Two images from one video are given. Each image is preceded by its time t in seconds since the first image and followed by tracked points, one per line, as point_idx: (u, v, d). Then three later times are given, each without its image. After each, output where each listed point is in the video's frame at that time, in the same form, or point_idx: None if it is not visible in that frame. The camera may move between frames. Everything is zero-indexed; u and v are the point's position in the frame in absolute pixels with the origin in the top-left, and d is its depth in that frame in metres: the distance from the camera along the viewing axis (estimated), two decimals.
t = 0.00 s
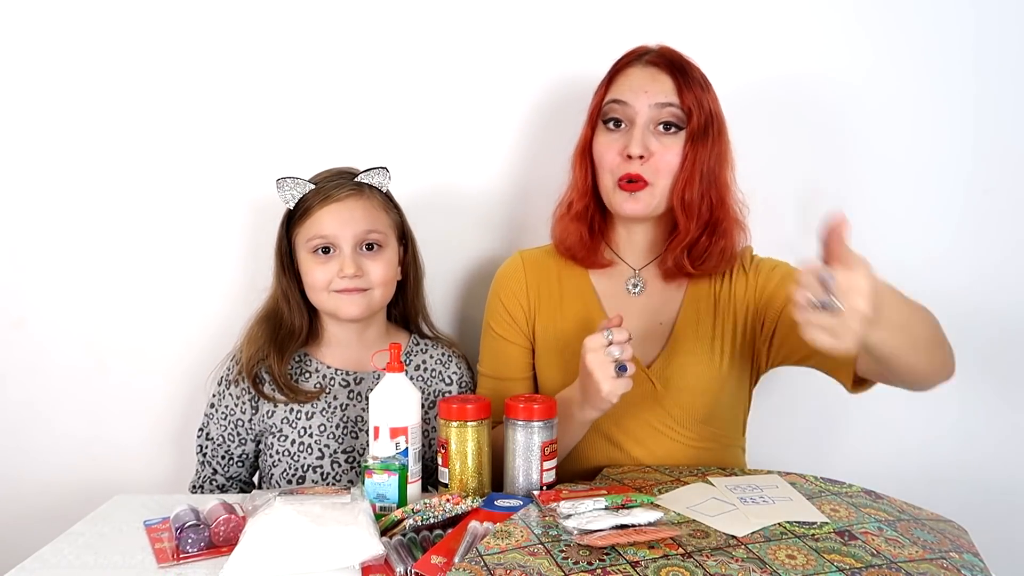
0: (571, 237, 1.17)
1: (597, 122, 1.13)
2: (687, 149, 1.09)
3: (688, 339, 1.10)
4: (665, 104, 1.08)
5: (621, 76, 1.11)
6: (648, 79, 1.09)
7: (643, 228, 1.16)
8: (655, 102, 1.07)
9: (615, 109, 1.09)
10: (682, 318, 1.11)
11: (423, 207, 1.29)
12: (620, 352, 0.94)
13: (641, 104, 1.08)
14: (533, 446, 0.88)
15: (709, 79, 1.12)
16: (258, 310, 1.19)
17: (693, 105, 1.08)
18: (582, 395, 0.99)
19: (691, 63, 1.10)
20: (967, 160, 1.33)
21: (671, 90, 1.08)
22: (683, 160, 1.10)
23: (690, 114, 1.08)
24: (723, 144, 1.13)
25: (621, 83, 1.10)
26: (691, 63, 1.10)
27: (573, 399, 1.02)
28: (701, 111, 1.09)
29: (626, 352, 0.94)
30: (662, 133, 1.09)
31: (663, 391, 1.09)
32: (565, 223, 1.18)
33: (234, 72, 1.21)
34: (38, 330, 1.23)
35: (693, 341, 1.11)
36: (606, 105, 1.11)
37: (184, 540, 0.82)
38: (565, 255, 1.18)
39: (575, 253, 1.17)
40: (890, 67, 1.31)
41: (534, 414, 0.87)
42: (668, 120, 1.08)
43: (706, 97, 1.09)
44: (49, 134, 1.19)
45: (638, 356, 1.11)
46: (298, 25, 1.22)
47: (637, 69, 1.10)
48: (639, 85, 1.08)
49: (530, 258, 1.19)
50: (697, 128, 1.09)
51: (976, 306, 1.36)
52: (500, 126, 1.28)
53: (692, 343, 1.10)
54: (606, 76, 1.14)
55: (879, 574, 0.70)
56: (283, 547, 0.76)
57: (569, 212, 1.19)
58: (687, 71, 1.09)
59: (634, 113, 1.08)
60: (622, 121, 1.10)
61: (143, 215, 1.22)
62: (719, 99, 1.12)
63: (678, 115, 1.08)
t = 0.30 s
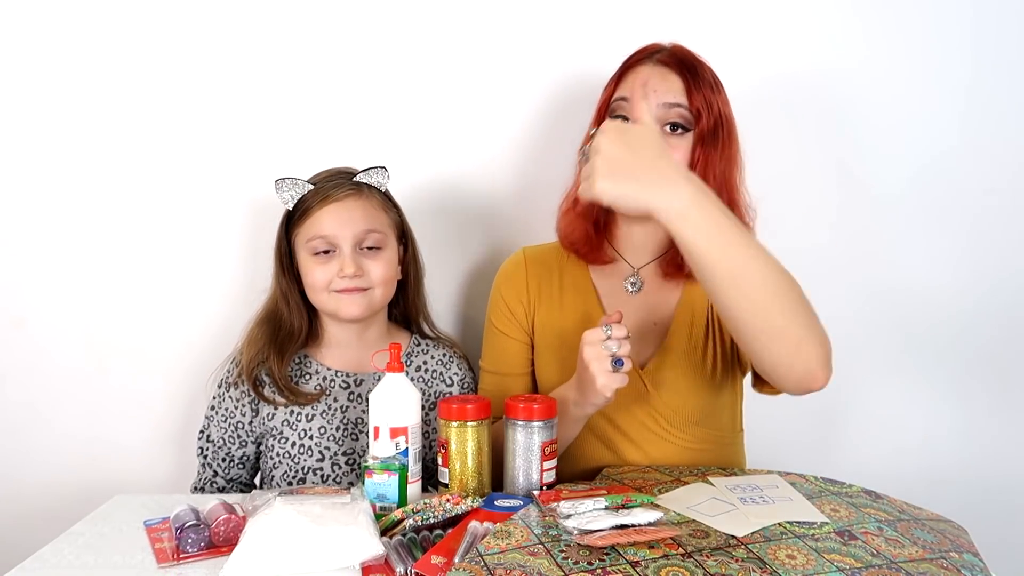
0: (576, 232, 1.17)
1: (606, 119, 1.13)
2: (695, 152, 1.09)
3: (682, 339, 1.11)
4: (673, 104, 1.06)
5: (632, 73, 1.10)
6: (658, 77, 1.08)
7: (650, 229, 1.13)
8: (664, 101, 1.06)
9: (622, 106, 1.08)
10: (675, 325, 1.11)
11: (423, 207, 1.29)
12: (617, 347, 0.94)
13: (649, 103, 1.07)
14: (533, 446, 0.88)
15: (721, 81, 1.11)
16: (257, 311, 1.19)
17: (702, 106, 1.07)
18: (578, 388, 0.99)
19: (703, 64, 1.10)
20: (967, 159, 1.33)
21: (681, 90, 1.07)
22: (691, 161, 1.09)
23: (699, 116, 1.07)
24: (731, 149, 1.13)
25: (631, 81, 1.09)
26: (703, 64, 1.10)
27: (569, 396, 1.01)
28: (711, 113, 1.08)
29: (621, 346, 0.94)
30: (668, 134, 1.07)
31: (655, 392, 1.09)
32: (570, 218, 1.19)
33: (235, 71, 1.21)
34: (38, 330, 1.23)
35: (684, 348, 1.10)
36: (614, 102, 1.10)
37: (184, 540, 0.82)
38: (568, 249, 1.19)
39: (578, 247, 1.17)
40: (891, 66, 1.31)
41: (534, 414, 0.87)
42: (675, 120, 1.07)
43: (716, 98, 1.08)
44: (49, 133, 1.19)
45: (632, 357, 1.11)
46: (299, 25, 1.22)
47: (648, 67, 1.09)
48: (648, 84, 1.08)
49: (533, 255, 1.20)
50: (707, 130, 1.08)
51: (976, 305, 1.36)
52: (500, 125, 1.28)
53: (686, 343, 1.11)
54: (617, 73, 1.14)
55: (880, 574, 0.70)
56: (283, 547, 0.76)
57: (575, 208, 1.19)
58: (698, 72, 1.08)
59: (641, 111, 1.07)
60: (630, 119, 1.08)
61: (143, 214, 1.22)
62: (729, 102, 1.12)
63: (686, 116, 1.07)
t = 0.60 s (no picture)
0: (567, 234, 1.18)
1: (596, 122, 1.13)
2: (685, 157, 1.09)
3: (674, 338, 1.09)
4: (663, 109, 1.07)
5: (623, 77, 1.10)
6: (648, 81, 1.08)
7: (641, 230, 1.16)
8: (654, 107, 1.07)
9: (613, 111, 1.09)
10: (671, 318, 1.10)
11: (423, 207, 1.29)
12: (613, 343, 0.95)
13: (638, 108, 1.07)
14: (533, 446, 0.88)
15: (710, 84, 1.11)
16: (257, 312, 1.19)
17: (692, 110, 1.08)
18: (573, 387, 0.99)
19: (693, 67, 1.09)
20: (966, 160, 1.33)
21: (671, 95, 1.07)
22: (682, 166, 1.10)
23: (689, 120, 1.08)
24: (723, 150, 1.12)
25: (621, 85, 1.10)
26: (693, 67, 1.10)
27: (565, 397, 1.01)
28: (701, 117, 1.08)
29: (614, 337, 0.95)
30: (659, 138, 1.09)
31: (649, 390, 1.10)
32: (559, 220, 1.19)
33: (235, 72, 1.21)
34: (38, 329, 1.23)
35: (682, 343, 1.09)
36: (604, 106, 1.11)
37: (184, 540, 0.82)
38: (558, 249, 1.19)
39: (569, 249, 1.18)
40: (890, 67, 1.31)
41: (534, 414, 0.87)
42: (665, 125, 1.08)
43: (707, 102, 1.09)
44: (49, 132, 1.19)
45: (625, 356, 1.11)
46: (299, 26, 1.22)
47: (639, 71, 1.09)
48: (639, 89, 1.07)
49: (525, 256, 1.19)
50: (697, 134, 1.09)
51: (976, 305, 1.36)
52: (500, 126, 1.28)
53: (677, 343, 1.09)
54: (607, 75, 1.13)
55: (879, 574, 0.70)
56: (283, 547, 0.76)
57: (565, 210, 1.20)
58: (688, 74, 1.08)
59: (632, 116, 1.08)
60: (620, 123, 1.09)
61: (143, 214, 1.22)
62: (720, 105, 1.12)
63: (676, 121, 1.08)
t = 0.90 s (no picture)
0: (561, 237, 1.17)
1: (586, 120, 1.13)
2: (677, 146, 1.09)
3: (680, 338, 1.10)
4: (653, 99, 1.08)
5: (610, 73, 1.11)
6: (637, 74, 1.09)
7: (638, 227, 1.16)
8: (644, 98, 1.08)
9: (604, 107, 1.09)
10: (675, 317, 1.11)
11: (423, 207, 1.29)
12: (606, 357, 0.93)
13: (629, 100, 1.08)
14: (533, 446, 0.88)
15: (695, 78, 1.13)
16: (257, 310, 1.19)
17: (681, 101, 1.08)
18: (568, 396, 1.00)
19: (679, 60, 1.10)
20: (967, 160, 1.33)
21: (660, 86, 1.08)
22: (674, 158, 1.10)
23: (679, 110, 1.08)
24: (712, 141, 1.13)
25: (610, 81, 1.10)
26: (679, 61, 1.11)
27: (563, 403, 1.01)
28: (690, 107, 1.09)
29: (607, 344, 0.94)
30: (651, 130, 1.09)
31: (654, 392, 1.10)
32: (555, 223, 1.18)
33: (235, 72, 1.21)
34: (38, 329, 1.23)
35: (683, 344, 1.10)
36: (594, 103, 1.11)
37: (184, 540, 0.82)
38: (554, 256, 1.18)
39: (566, 253, 1.17)
40: (890, 67, 1.31)
41: (534, 414, 0.87)
42: (656, 117, 1.08)
43: (693, 91, 1.10)
44: (49, 132, 1.19)
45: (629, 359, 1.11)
46: (299, 26, 1.22)
47: (625, 66, 1.10)
48: (627, 82, 1.08)
49: (519, 259, 1.19)
50: (687, 123, 1.09)
51: (976, 305, 1.36)
52: (501, 125, 1.29)
53: (682, 343, 1.10)
54: (594, 74, 1.14)
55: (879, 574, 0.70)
56: (283, 547, 0.76)
57: (560, 212, 1.18)
58: (674, 67, 1.09)
59: (622, 110, 1.08)
60: (611, 119, 1.09)
61: (143, 214, 1.22)
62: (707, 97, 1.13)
63: (666, 111, 1.08)
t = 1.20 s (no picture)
0: (577, 244, 1.16)
1: (595, 124, 1.13)
2: (688, 139, 1.09)
3: (709, 336, 1.12)
4: (660, 94, 1.08)
5: (615, 75, 1.11)
6: (642, 72, 1.09)
7: (654, 226, 1.16)
8: (651, 93, 1.08)
9: (612, 108, 1.10)
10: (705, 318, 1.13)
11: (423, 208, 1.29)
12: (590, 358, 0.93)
13: (637, 97, 1.08)
14: (533, 446, 0.88)
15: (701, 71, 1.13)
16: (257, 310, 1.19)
17: (690, 95, 1.08)
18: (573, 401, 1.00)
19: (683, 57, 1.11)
20: (967, 160, 1.33)
21: (666, 82, 1.09)
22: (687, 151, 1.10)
23: (688, 104, 1.08)
24: (722, 133, 1.13)
25: (616, 81, 1.10)
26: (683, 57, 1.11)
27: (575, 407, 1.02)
28: (698, 99, 1.09)
29: (595, 353, 0.92)
30: (661, 125, 1.09)
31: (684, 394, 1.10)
32: (569, 230, 1.18)
33: (235, 72, 1.21)
34: (38, 329, 1.23)
35: (712, 346, 1.12)
36: (602, 105, 1.11)
37: (184, 540, 0.82)
38: (571, 264, 1.17)
39: (582, 260, 1.16)
40: (891, 68, 1.31)
41: (534, 414, 0.86)
42: (666, 111, 1.08)
43: (699, 84, 1.10)
44: (50, 132, 1.19)
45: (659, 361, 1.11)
46: (299, 26, 1.22)
47: (630, 66, 1.10)
48: (632, 80, 1.09)
49: (536, 262, 1.19)
50: (697, 116, 1.09)
51: (976, 306, 1.36)
52: (500, 125, 1.28)
53: (711, 342, 1.12)
54: (598, 78, 1.15)
55: (879, 574, 0.70)
56: (283, 547, 0.76)
57: (574, 218, 1.18)
58: (678, 62, 1.10)
59: (631, 108, 1.08)
60: (620, 119, 1.10)
61: (143, 214, 1.22)
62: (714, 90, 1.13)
63: (675, 105, 1.08)
